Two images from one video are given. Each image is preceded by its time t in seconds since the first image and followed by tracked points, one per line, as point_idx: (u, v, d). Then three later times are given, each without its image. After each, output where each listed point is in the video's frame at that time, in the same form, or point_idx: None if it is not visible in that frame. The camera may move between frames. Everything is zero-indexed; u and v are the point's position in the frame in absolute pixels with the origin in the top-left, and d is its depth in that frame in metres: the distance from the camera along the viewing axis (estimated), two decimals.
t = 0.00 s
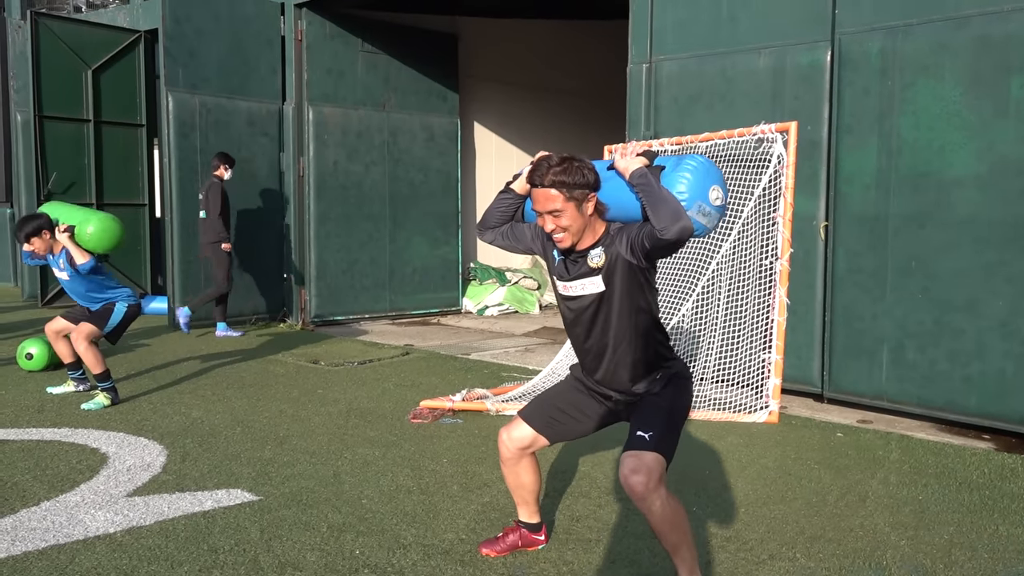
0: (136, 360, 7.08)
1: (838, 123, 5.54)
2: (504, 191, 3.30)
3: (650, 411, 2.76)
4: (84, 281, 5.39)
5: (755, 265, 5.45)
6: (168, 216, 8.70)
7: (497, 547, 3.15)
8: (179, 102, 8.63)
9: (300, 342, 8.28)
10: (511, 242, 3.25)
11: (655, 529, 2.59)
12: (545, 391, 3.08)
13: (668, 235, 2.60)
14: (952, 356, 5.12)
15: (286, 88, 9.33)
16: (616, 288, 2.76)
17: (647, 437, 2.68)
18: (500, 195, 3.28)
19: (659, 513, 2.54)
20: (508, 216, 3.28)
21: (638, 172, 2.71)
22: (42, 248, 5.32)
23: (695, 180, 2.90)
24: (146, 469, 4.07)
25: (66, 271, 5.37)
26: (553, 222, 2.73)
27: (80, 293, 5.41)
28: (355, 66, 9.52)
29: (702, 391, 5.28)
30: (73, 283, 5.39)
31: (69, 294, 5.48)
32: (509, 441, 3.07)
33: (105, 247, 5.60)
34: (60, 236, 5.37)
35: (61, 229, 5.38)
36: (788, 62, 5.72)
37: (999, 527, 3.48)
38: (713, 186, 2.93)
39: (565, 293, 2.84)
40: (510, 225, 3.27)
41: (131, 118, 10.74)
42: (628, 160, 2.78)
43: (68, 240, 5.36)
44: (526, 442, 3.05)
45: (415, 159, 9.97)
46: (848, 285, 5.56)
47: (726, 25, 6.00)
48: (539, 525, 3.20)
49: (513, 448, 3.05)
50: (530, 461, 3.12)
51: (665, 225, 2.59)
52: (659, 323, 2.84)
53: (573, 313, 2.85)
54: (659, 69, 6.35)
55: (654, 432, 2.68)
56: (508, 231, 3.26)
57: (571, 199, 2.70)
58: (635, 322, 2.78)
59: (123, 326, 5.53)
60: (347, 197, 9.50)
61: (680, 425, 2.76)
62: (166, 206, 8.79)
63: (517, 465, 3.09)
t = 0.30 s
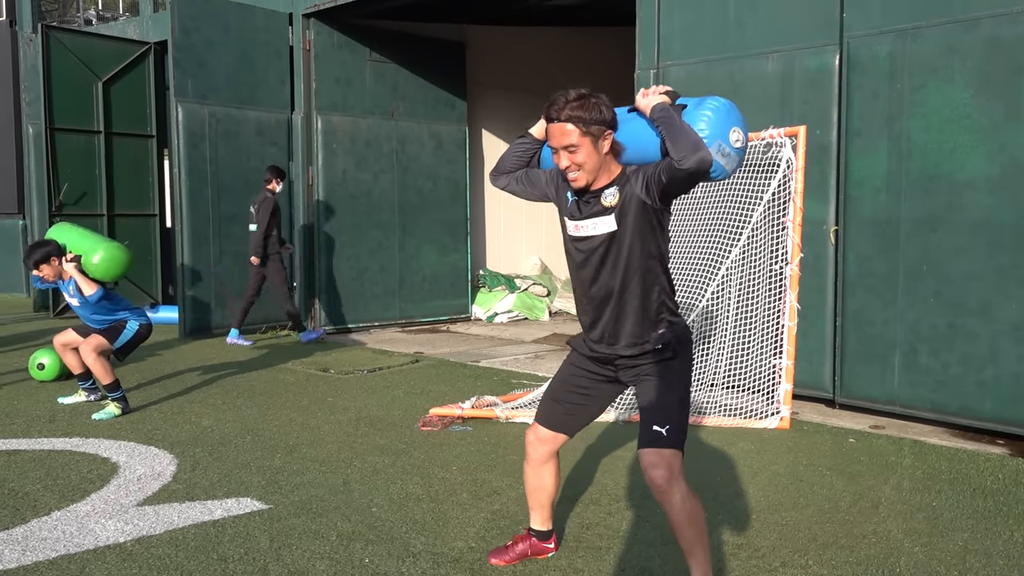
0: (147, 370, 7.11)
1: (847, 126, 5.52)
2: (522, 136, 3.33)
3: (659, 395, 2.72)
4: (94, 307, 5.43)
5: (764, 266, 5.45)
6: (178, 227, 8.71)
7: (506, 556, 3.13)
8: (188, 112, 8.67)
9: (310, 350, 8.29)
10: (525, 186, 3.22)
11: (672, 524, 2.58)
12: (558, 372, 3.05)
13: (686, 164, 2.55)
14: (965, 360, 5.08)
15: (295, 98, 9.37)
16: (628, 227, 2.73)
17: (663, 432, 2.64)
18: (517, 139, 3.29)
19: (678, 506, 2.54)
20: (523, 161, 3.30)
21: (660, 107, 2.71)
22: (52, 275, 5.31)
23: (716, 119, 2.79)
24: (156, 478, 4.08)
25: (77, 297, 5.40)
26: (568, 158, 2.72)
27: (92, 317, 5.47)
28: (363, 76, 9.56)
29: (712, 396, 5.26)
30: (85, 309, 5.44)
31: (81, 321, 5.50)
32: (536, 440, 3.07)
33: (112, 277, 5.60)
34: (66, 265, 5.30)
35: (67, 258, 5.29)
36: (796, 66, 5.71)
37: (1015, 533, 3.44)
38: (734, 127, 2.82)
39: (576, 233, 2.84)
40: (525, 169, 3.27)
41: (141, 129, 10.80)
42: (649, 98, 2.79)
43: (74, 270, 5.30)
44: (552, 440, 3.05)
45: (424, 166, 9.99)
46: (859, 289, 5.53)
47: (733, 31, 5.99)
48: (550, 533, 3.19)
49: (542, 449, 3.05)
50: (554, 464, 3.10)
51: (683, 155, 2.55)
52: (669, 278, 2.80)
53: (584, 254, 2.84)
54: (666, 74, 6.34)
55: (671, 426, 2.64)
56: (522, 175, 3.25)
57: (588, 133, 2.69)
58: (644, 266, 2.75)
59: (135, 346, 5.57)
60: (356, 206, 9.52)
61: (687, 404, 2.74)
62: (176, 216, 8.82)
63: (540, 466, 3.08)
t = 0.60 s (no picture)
0: (152, 374, 7.11)
1: (848, 122, 5.50)
2: (526, 122, 3.32)
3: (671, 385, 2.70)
4: (93, 296, 5.41)
5: (767, 264, 5.44)
6: (180, 231, 8.72)
7: (520, 556, 3.12)
8: (190, 115, 8.68)
9: (314, 353, 8.29)
10: (533, 170, 3.22)
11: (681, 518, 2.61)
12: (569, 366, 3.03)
13: (692, 131, 2.54)
14: (970, 355, 5.06)
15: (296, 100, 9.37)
16: (636, 203, 2.73)
17: (670, 427, 2.64)
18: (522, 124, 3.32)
19: (687, 499, 2.58)
20: (530, 145, 3.31)
21: (660, 76, 2.73)
22: (52, 262, 5.27)
23: (716, 85, 2.95)
24: (161, 482, 4.08)
25: (77, 286, 5.40)
26: (574, 134, 2.72)
27: (92, 306, 5.45)
28: (364, 77, 9.57)
29: (717, 394, 5.26)
30: (84, 297, 5.43)
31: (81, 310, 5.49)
32: (560, 436, 3.04)
33: (111, 263, 5.66)
34: (65, 253, 5.30)
35: (66, 247, 5.30)
36: (796, 63, 5.70)
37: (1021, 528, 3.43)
38: (734, 90, 3.00)
39: (585, 211, 2.83)
40: (532, 154, 3.28)
41: (144, 133, 10.82)
42: (650, 69, 2.80)
43: (73, 258, 5.31)
44: (574, 437, 3.03)
45: (425, 167, 9.99)
46: (862, 285, 5.51)
47: (733, 28, 5.98)
48: (564, 532, 3.18)
49: (568, 444, 3.03)
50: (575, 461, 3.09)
51: (689, 123, 2.55)
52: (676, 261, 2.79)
53: (593, 230, 2.83)
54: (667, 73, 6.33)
55: (679, 421, 2.64)
56: (530, 161, 3.25)
57: (594, 108, 2.69)
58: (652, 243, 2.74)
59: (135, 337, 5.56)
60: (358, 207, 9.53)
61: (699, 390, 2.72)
62: (179, 220, 8.82)
63: (562, 463, 3.06)
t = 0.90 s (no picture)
0: (155, 377, 7.11)
1: (848, 119, 5.50)
2: (525, 158, 3.32)
3: (666, 404, 2.68)
4: (91, 257, 5.43)
5: (769, 263, 5.47)
6: (182, 233, 8.73)
7: (523, 555, 3.13)
8: (190, 118, 8.68)
9: (316, 354, 8.29)
10: (529, 210, 3.23)
11: (677, 527, 2.50)
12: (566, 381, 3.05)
13: (685, 195, 2.55)
14: (973, 350, 5.06)
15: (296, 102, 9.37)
16: (630, 255, 2.72)
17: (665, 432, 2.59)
18: (521, 162, 3.29)
19: (681, 510, 2.45)
20: (527, 184, 3.29)
21: (658, 133, 2.68)
22: (56, 219, 5.44)
23: (713, 146, 2.72)
24: (164, 484, 4.08)
25: (75, 243, 5.43)
26: (568, 183, 2.72)
27: (88, 268, 5.45)
28: (364, 78, 9.57)
29: (719, 392, 5.25)
30: (81, 257, 5.44)
31: (76, 270, 5.49)
32: (534, 443, 3.03)
33: (113, 221, 5.59)
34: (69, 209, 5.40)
35: (71, 202, 5.40)
36: (796, 59, 5.69)
37: None
38: (732, 152, 2.75)
39: (578, 259, 2.82)
40: (529, 193, 3.26)
41: (144, 136, 10.83)
42: (648, 124, 2.76)
43: (76, 213, 5.39)
44: (550, 443, 3.01)
45: (425, 168, 9.99)
46: (864, 282, 5.50)
47: (732, 25, 5.97)
48: (567, 531, 3.18)
49: (539, 452, 3.02)
50: (558, 464, 3.09)
51: (680, 186, 2.54)
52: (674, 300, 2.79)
53: (587, 281, 2.83)
54: (667, 71, 6.32)
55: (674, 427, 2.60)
56: (526, 200, 3.24)
57: (587, 159, 2.69)
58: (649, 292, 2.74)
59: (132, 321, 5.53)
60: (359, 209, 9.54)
61: (697, 414, 2.69)
62: (180, 223, 8.83)
63: (544, 468, 3.07)
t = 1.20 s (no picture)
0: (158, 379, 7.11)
1: (849, 117, 5.50)
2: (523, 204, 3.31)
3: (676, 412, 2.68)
4: (95, 243, 5.43)
5: (771, 260, 5.42)
6: (184, 236, 8.73)
7: (528, 553, 3.14)
8: (190, 121, 8.68)
9: (319, 355, 8.29)
10: (532, 254, 3.23)
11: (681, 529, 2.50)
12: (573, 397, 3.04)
13: (686, 235, 2.57)
14: (975, 347, 5.06)
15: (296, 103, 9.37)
16: (638, 294, 2.72)
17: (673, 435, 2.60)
18: (519, 206, 3.29)
19: (684, 515, 2.45)
20: (527, 228, 3.28)
21: (657, 175, 2.70)
22: (60, 208, 5.45)
23: (713, 181, 2.82)
24: (168, 487, 4.09)
25: (80, 230, 5.44)
26: (570, 230, 2.72)
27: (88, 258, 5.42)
28: (364, 80, 9.57)
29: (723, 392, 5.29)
30: (84, 244, 5.43)
31: (75, 258, 5.45)
32: (536, 445, 3.04)
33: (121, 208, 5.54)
34: (76, 196, 5.46)
35: (78, 190, 5.47)
36: (796, 57, 5.69)
37: None
38: (732, 187, 2.87)
39: (588, 302, 2.81)
40: (530, 237, 3.26)
41: (145, 140, 10.84)
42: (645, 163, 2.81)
43: (84, 201, 5.44)
44: (557, 445, 3.02)
45: (426, 169, 9.98)
46: (866, 279, 5.50)
47: (733, 24, 5.96)
48: (572, 531, 3.18)
49: (542, 453, 3.02)
50: (560, 466, 3.08)
51: (683, 226, 2.57)
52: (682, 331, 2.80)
53: (596, 324, 2.81)
54: (667, 69, 6.32)
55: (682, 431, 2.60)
56: (528, 244, 3.25)
57: (588, 205, 2.70)
58: (657, 327, 2.74)
59: (135, 320, 5.55)
60: (360, 210, 9.56)
61: (709, 431, 2.67)
62: (181, 226, 8.83)
63: (547, 470, 3.07)
